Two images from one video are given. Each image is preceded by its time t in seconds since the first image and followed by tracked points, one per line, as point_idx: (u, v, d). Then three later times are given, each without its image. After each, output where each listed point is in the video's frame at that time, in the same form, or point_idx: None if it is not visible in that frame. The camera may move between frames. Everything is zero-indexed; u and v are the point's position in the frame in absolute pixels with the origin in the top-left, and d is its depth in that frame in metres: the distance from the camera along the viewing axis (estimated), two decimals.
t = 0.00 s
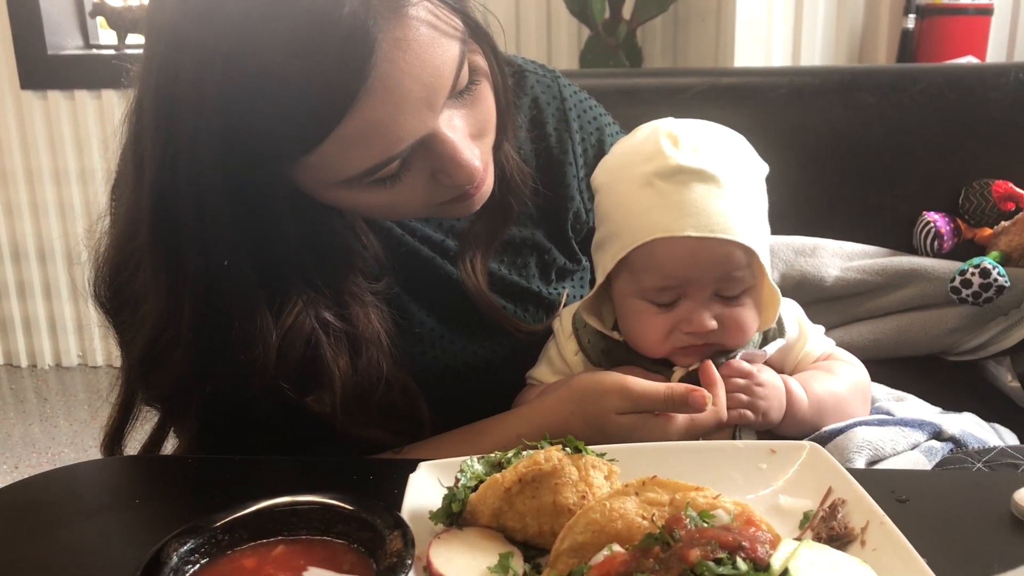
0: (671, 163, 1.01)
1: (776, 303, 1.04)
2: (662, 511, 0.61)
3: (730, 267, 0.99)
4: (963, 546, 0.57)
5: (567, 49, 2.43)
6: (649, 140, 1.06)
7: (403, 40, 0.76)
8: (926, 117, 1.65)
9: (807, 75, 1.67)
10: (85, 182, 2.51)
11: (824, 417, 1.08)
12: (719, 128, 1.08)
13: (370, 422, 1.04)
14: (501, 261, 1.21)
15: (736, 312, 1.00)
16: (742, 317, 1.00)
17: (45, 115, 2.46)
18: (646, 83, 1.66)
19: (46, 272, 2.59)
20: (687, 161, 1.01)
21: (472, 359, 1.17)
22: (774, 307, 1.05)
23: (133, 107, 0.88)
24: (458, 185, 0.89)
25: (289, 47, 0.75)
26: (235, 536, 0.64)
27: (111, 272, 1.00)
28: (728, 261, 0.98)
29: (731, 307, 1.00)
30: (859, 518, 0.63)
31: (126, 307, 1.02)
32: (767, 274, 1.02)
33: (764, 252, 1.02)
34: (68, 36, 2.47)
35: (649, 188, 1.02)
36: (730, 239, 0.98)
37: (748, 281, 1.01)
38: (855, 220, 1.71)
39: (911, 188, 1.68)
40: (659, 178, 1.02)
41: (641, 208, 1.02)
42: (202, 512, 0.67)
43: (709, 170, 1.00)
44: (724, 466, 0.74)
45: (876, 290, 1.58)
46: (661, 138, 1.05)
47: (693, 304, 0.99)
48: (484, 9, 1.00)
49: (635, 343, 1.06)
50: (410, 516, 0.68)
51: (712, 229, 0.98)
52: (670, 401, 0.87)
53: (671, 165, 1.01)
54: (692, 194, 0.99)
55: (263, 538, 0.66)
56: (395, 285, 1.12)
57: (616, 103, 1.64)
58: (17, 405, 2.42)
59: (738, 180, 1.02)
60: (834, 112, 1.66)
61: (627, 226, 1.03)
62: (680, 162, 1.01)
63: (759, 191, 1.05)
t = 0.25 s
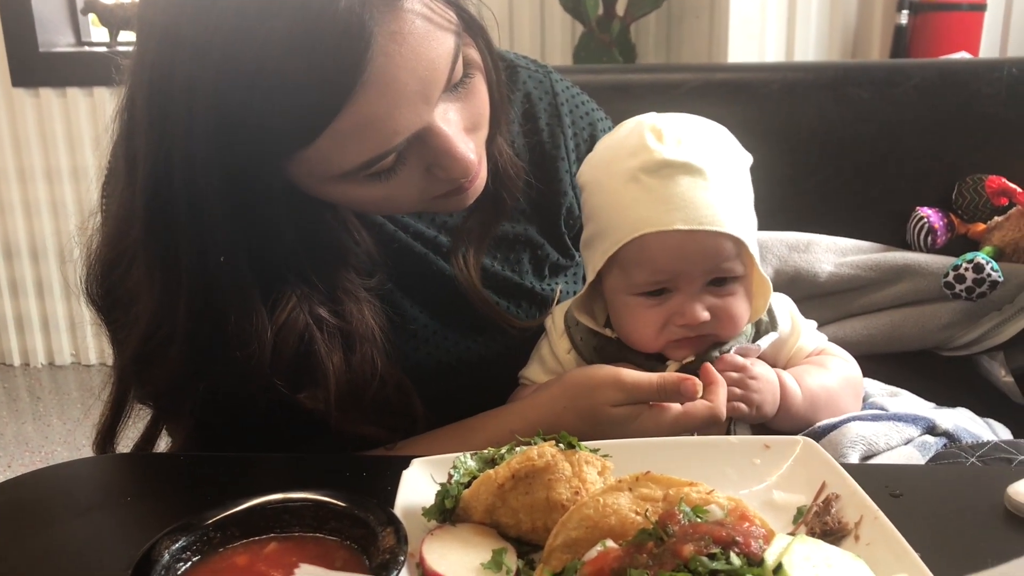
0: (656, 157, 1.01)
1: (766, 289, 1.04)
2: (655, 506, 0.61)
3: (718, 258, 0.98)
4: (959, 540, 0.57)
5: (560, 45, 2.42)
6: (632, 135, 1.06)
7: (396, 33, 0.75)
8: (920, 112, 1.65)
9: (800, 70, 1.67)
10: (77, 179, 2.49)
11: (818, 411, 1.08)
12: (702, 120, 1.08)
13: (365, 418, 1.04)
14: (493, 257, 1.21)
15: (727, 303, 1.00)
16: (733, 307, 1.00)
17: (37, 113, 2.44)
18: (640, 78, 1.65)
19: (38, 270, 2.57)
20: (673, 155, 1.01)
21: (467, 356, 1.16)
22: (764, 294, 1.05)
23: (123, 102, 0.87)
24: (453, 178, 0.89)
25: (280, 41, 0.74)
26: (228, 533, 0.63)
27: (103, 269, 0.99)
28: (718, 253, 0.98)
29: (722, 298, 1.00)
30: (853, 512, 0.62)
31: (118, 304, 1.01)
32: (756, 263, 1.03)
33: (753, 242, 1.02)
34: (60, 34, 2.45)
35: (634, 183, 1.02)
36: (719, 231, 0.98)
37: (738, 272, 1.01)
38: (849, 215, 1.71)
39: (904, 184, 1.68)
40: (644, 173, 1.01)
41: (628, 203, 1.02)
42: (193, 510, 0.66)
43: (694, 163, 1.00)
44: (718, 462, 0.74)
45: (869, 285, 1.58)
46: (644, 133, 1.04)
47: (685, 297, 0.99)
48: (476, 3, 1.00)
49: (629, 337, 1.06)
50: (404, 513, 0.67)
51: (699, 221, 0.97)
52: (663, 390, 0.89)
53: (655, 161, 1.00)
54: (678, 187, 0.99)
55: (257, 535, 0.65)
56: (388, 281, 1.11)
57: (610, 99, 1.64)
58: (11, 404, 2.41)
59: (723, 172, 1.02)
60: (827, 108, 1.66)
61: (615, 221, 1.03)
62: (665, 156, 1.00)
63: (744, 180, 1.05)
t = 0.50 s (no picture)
0: (658, 152, 1.00)
1: (762, 285, 1.05)
2: (650, 500, 0.61)
3: (716, 255, 0.98)
4: (952, 532, 0.57)
5: (556, 41, 2.42)
6: (634, 128, 1.05)
7: (387, 28, 0.75)
8: (915, 107, 1.65)
9: (795, 65, 1.67)
10: (73, 176, 2.45)
11: (807, 406, 1.07)
12: (705, 114, 1.08)
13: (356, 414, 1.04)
14: (486, 250, 1.20)
15: (723, 299, 1.00)
16: (728, 302, 1.00)
17: (32, 109, 2.39)
18: (635, 73, 1.65)
19: (34, 268, 2.52)
20: (675, 151, 1.00)
21: (461, 350, 1.16)
22: (760, 289, 1.05)
23: (113, 95, 0.86)
24: (444, 172, 0.89)
25: (272, 35, 0.73)
26: (222, 529, 0.63)
27: (94, 265, 0.98)
28: (715, 250, 0.98)
29: (718, 294, 1.00)
30: (848, 506, 0.62)
31: (108, 300, 1.00)
32: (754, 260, 1.03)
33: (751, 239, 1.02)
34: (54, 30, 2.40)
35: (634, 178, 1.02)
36: (719, 229, 0.98)
37: (736, 269, 1.01)
38: (844, 210, 1.71)
39: (899, 178, 1.69)
40: (646, 168, 1.01)
41: (627, 198, 1.01)
42: (188, 505, 0.66)
43: (696, 160, 1.00)
44: (714, 455, 0.74)
45: (865, 280, 1.58)
46: (647, 126, 1.04)
47: (681, 291, 0.99)
48: None
49: (624, 330, 1.06)
50: (398, 508, 0.67)
51: (700, 218, 0.97)
52: (653, 380, 0.88)
53: (657, 156, 1.00)
54: (678, 183, 0.99)
55: (251, 530, 0.65)
56: (381, 276, 1.11)
57: (605, 94, 1.63)
58: (5, 401, 2.39)
59: (725, 169, 1.02)
60: (823, 103, 1.66)
61: (615, 215, 1.03)
62: (668, 152, 1.00)
63: (744, 176, 1.05)
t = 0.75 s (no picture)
0: (630, 142, 1.00)
1: (743, 268, 1.05)
2: (646, 495, 0.61)
3: (694, 241, 0.98)
4: (949, 525, 0.57)
5: (553, 36, 2.41)
6: (608, 119, 1.05)
7: (380, 24, 0.74)
8: (912, 101, 1.65)
9: (792, 59, 1.67)
10: (69, 173, 2.41)
11: (801, 398, 1.07)
12: (674, 101, 1.08)
13: (350, 410, 1.04)
14: (479, 243, 1.20)
15: (704, 285, 1.00)
16: (709, 288, 1.00)
17: (28, 108, 2.32)
18: (632, 67, 1.64)
19: (31, 266, 2.48)
20: (646, 139, 1.00)
21: (456, 345, 1.16)
22: (741, 272, 1.05)
23: (105, 89, 0.86)
24: (438, 166, 0.88)
25: (264, 30, 0.73)
26: (216, 525, 0.63)
27: (86, 260, 0.98)
28: (692, 236, 0.98)
29: (700, 281, 1.00)
30: (844, 500, 0.62)
31: (100, 296, 1.00)
32: (732, 243, 1.02)
33: (728, 224, 1.02)
34: (51, 26, 2.32)
35: (609, 169, 1.01)
36: (694, 215, 0.97)
37: (716, 255, 1.01)
38: (841, 204, 1.71)
39: (896, 173, 1.68)
40: (620, 158, 1.01)
41: (604, 188, 1.01)
42: (183, 501, 0.66)
43: (668, 147, 1.00)
44: (710, 450, 0.74)
45: (862, 274, 1.58)
46: (619, 117, 1.04)
47: (662, 279, 0.99)
48: None
49: (610, 321, 1.06)
50: (394, 503, 0.67)
51: (674, 204, 0.97)
52: (647, 372, 0.87)
53: (630, 145, 1.00)
54: (651, 172, 0.98)
55: (246, 526, 0.65)
56: (373, 270, 1.11)
57: (602, 88, 1.63)
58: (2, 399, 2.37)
59: (697, 156, 1.02)
60: (820, 97, 1.65)
61: (593, 205, 1.02)
62: (639, 140, 1.00)
63: (722, 165, 1.05)
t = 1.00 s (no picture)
0: (643, 136, 1.00)
1: (748, 270, 1.04)
2: (645, 492, 0.61)
3: (703, 239, 0.98)
4: (945, 521, 0.58)
5: (551, 33, 2.41)
6: (621, 114, 1.05)
7: (373, 22, 0.74)
8: (910, 98, 1.65)
9: (789, 57, 1.67)
10: (67, 171, 2.40)
11: (811, 397, 1.07)
12: (692, 101, 1.08)
13: (345, 407, 1.04)
14: (477, 239, 1.20)
15: (708, 282, 1.00)
16: (714, 287, 1.00)
17: (25, 105, 2.32)
18: (630, 65, 1.64)
19: (29, 265, 2.48)
20: (660, 134, 1.00)
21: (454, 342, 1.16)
22: (746, 276, 1.05)
23: (100, 87, 0.85)
24: (430, 164, 0.89)
25: (259, 28, 0.73)
26: (216, 522, 0.63)
27: (82, 258, 0.97)
28: (700, 232, 0.98)
29: (703, 277, 1.00)
30: (842, 497, 0.63)
31: (95, 295, 1.00)
32: (740, 243, 1.03)
33: (737, 221, 1.01)
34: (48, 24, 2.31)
35: (622, 162, 1.01)
36: (703, 211, 0.97)
37: (722, 254, 1.01)
38: (839, 201, 1.71)
39: (895, 170, 1.69)
40: (633, 151, 1.01)
41: (615, 180, 1.01)
42: (182, 499, 0.66)
43: (681, 143, 0.99)
44: (709, 446, 0.74)
45: (860, 271, 1.58)
46: (633, 112, 1.03)
47: (668, 275, 0.99)
48: None
49: (610, 313, 1.06)
50: (393, 500, 0.67)
51: (687, 201, 0.97)
52: (637, 365, 0.83)
53: (644, 139, 1.00)
54: (664, 166, 0.98)
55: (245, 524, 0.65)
56: (368, 267, 1.11)
57: (600, 85, 1.63)
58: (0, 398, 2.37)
59: (710, 153, 1.02)
60: (817, 94, 1.65)
61: (601, 200, 1.02)
62: (654, 135, 1.00)
63: (731, 163, 1.04)
